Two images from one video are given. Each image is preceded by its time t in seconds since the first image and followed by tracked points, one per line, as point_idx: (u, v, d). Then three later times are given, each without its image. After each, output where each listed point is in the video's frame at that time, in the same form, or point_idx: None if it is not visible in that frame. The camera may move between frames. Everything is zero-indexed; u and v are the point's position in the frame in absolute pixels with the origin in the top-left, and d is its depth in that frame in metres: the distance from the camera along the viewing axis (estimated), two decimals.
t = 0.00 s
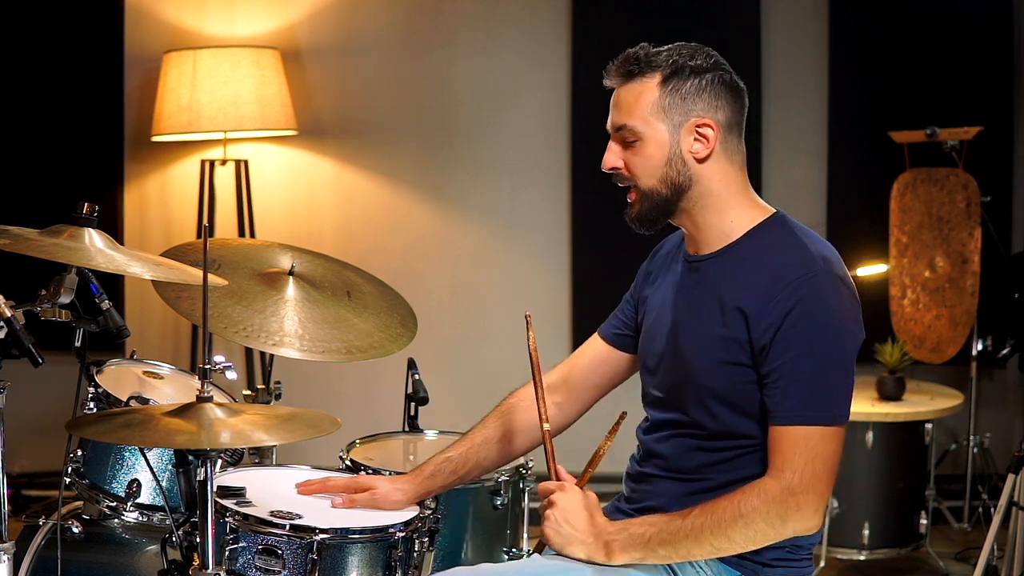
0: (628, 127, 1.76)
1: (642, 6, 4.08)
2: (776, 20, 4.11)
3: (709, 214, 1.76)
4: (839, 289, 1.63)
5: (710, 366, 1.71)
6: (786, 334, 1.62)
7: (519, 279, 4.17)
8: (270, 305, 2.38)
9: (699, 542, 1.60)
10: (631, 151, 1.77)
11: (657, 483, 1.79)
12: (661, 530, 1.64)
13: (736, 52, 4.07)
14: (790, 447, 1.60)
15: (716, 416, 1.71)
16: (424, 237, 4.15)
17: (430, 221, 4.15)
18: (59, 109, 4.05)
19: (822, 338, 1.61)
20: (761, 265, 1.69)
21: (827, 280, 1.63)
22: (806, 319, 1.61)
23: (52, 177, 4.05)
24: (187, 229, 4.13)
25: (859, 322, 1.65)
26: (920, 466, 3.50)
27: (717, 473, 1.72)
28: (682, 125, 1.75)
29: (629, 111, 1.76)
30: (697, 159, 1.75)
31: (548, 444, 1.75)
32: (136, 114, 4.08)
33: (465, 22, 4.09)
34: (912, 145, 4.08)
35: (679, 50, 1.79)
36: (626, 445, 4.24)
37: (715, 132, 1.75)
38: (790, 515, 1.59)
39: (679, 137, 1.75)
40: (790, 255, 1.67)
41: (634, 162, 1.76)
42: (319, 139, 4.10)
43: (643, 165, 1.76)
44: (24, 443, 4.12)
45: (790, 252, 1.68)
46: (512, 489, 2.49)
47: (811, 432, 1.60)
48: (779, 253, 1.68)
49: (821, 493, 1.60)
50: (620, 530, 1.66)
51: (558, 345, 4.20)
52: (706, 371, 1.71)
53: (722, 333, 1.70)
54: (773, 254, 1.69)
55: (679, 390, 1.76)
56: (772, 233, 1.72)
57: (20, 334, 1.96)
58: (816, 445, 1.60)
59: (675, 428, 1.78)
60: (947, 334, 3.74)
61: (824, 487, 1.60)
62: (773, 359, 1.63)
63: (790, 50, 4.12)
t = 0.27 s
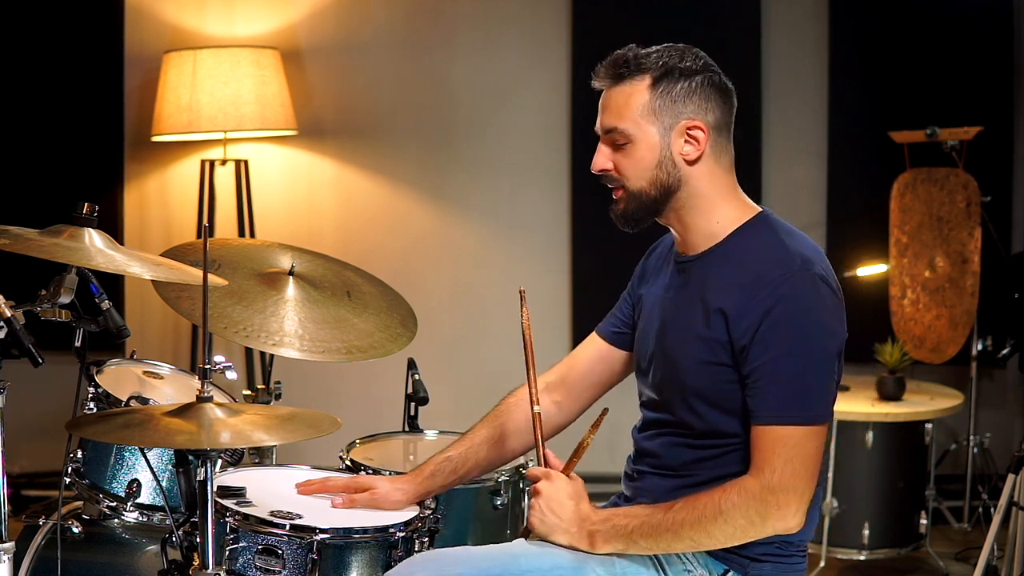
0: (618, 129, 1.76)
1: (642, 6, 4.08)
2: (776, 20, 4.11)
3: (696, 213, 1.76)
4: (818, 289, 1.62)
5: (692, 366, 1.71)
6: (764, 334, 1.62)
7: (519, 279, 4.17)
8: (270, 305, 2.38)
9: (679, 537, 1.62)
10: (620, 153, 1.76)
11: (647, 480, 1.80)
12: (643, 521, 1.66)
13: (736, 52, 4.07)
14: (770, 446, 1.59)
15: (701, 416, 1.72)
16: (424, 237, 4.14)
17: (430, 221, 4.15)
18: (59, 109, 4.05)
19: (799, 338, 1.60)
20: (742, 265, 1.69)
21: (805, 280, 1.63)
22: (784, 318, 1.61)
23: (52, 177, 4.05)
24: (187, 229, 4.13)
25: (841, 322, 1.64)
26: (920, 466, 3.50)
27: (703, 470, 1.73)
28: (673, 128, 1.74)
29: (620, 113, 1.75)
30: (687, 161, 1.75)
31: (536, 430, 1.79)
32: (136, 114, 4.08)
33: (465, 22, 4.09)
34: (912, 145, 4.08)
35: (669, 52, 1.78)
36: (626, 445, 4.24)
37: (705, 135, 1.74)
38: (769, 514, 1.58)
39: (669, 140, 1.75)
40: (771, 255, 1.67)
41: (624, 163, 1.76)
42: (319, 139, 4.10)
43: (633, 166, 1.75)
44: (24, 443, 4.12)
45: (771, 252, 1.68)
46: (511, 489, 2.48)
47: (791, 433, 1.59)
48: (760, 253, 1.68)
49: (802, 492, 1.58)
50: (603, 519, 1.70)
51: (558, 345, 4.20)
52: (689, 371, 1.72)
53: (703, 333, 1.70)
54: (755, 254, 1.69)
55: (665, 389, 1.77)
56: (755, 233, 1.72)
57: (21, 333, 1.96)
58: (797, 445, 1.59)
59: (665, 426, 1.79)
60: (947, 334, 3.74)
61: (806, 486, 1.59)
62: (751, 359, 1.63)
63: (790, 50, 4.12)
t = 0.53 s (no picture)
0: (647, 131, 1.69)
1: (642, 6, 4.08)
2: (776, 20, 4.11)
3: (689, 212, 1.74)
4: (797, 280, 1.63)
5: (679, 364, 1.72)
6: (743, 327, 1.63)
7: (519, 279, 4.17)
8: (271, 305, 2.38)
9: (671, 532, 1.60)
10: (645, 156, 1.70)
11: (642, 477, 1.80)
12: (635, 520, 1.64)
13: (736, 52, 4.08)
14: (758, 437, 1.59)
15: (690, 413, 1.73)
16: (424, 237, 4.15)
17: (430, 221, 4.15)
18: (59, 109, 4.05)
19: (776, 328, 1.60)
20: (725, 261, 1.70)
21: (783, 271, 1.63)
22: (763, 310, 1.61)
23: (52, 177, 4.05)
24: (188, 229, 4.14)
25: (821, 311, 1.63)
26: (920, 466, 3.50)
27: (695, 466, 1.74)
28: (699, 134, 1.72)
29: (649, 114, 1.69)
30: (706, 167, 1.74)
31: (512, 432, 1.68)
32: (136, 114, 4.08)
33: (465, 22, 4.09)
34: (912, 145, 4.08)
35: (689, 54, 1.74)
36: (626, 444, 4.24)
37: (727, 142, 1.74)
38: (759, 505, 1.57)
39: (696, 146, 1.72)
40: (751, 249, 1.68)
41: (647, 165, 1.70)
42: (319, 139, 4.10)
43: (658, 170, 1.70)
44: (24, 443, 4.12)
45: (752, 246, 1.68)
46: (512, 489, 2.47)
47: (777, 424, 1.58)
48: (742, 248, 1.69)
49: (790, 482, 1.58)
50: (593, 520, 1.66)
51: (558, 345, 4.20)
52: (677, 369, 1.73)
53: (687, 330, 1.71)
54: (737, 249, 1.69)
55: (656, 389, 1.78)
56: (738, 229, 1.72)
57: (21, 333, 1.96)
58: (784, 435, 1.58)
59: (658, 426, 1.79)
60: (947, 334, 3.74)
61: (795, 476, 1.58)
62: (733, 352, 1.64)
63: (790, 50, 4.12)
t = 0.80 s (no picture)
0: (641, 143, 1.68)
1: (642, 6, 4.08)
2: (776, 20, 4.11)
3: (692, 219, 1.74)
4: (805, 285, 1.63)
5: (684, 368, 1.72)
6: (753, 332, 1.63)
7: (519, 279, 4.17)
8: (270, 305, 2.38)
9: (679, 537, 1.59)
10: (641, 167, 1.69)
11: (643, 479, 1.80)
12: (642, 525, 1.62)
13: (736, 52, 4.08)
14: (766, 444, 1.59)
15: (694, 416, 1.73)
16: (424, 237, 4.15)
17: (430, 221, 4.15)
18: (59, 109, 4.04)
19: (787, 335, 1.60)
20: (731, 264, 1.70)
21: (793, 277, 1.63)
22: (773, 316, 1.62)
23: (51, 177, 4.04)
24: (187, 229, 4.14)
25: (828, 315, 1.64)
26: (920, 466, 3.50)
27: (697, 468, 1.74)
28: (693, 139, 1.70)
29: (641, 126, 1.67)
30: (703, 170, 1.73)
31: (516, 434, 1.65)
32: (136, 114, 4.08)
33: (465, 22, 4.09)
34: (912, 145, 4.08)
35: (677, 59, 1.73)
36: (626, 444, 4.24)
37: (722, 144, 1.73)
38: (767, 510, 1.57)
39: (690, 151, 1.71)
40: (758, 253, 1.68)
41: (644, 177, 1.69)
42: (319, 139, 4.10)
43: (655, 181, 1.69)
44: (24, 443, 4.12)
45: (759, 250, 1.68)
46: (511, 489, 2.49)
47: (783, 431, 1.59)
48: (748, 251, 1.69)
49: (798, 487, 1.58)
50: (599, 525, 1.64)
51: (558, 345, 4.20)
52: (681, 373, 1.72)
53: (693, 334, 1.70)
54: (744, 252, 1.69)
55: (657, 391, 1.77)
56: (743, 231, 1.72)
57: (21, 333, 1.96)
58: (791, 442, 1.59)
59: (660, 427, 1.79)
60: (947, 334, 3.74)
61: (802, 481, 1.59)
62: (742, 358, 1.63)
63: (790, 50, 4.12)
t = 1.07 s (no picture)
0: (605, 136, 1.74)
1: (642, 6, 4.08)
2: (776, 19, 4.11)
3: (687, 213, 1.76)
4: (816, 290, 1.62)
5: (691, 369, 1.72)
6: (762, 336, 1.62)
7: (519, 278, 4.17)
8: (271, 305, 2.38)
9: (687, 544, 1.57)
10: (608, 160, 1.74)
11: (642, 482, 1.80)
12: (649, 532, 1.60)
13: (736, 52, 4.08)
14: (775, 449, 1.58)
15: (700, 418, 1.73)
16: (424, 237, 4.15)
17: (430, 221, 4.15)
18: (58, 109, 4.04)
19: (797, 340, 1.60)
20: (740, 268, 1.69)
21: (803, 281, 1.63)
22: (782, 321, 1.61)
23: (51, 177, 4.04)
24: (188, 229, 4.14)
25: (838, 321, 1.64)
26: (920, 466, 3.50)
27: (701, 470, 1.74)
28: (660, 131, 1.73)
29: (604, 120, 1.74)
30: (678, 163, 1.74)
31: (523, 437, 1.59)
32: (136, 114, 4.08)
33: (465, 22, 4.09)
34: (912, 145, 4.08)
35: (649, 54, 1.77)
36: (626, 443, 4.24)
37: (694, 136, 1.74)
38: (776, 515, 1.57)
39: (658, 143, 1.74)
40: (768, 257, 1.67)
41: (613, 169, 1.74)
42: (319, 140, 4.10)
43: (623, 172, 1.74)
44: (23, 443, 4.12)
45: (768, 254, 1.67)
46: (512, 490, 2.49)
47: (794, 436, 1.58)
48: (759, 255, 1.68)
49: (806, 492, 1.58)
50: (606, 532, 1.60)
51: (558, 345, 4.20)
52: (688, 374, 1.72)
53: (701, 337, 1.70)
54: (753, 256, 1.69)
55: (664, 392, 1.78)
56: (752, 234, 1.72)
57: (21, 333, 1.96)
58: (801, 448, 1.58)
59: (664, 429, 1.79)
60: (947, 334, 3.74)
61: (810, 487, 1.58)
62: (751, 362, 1.63)
63: (790, 49, 4.12)
